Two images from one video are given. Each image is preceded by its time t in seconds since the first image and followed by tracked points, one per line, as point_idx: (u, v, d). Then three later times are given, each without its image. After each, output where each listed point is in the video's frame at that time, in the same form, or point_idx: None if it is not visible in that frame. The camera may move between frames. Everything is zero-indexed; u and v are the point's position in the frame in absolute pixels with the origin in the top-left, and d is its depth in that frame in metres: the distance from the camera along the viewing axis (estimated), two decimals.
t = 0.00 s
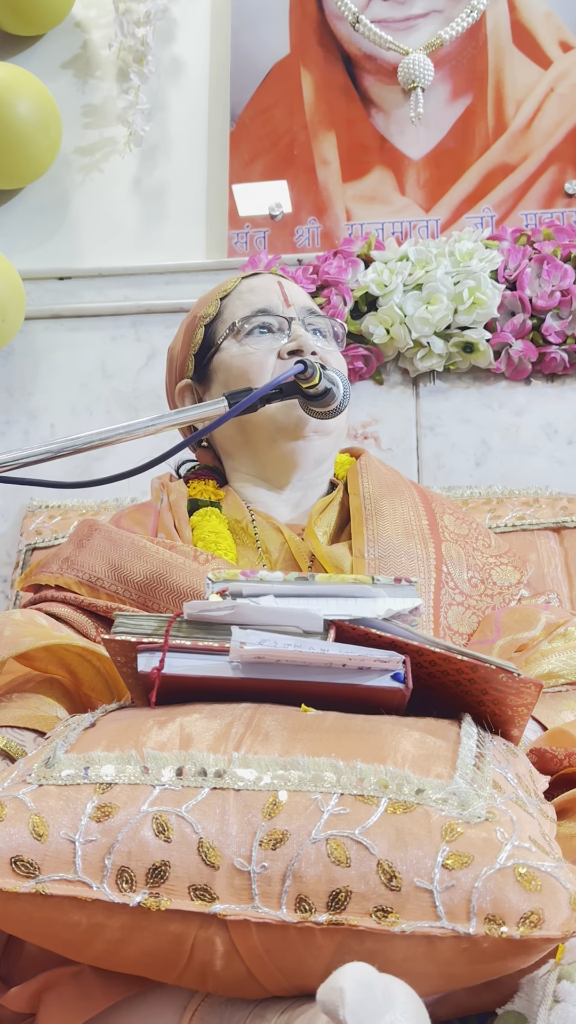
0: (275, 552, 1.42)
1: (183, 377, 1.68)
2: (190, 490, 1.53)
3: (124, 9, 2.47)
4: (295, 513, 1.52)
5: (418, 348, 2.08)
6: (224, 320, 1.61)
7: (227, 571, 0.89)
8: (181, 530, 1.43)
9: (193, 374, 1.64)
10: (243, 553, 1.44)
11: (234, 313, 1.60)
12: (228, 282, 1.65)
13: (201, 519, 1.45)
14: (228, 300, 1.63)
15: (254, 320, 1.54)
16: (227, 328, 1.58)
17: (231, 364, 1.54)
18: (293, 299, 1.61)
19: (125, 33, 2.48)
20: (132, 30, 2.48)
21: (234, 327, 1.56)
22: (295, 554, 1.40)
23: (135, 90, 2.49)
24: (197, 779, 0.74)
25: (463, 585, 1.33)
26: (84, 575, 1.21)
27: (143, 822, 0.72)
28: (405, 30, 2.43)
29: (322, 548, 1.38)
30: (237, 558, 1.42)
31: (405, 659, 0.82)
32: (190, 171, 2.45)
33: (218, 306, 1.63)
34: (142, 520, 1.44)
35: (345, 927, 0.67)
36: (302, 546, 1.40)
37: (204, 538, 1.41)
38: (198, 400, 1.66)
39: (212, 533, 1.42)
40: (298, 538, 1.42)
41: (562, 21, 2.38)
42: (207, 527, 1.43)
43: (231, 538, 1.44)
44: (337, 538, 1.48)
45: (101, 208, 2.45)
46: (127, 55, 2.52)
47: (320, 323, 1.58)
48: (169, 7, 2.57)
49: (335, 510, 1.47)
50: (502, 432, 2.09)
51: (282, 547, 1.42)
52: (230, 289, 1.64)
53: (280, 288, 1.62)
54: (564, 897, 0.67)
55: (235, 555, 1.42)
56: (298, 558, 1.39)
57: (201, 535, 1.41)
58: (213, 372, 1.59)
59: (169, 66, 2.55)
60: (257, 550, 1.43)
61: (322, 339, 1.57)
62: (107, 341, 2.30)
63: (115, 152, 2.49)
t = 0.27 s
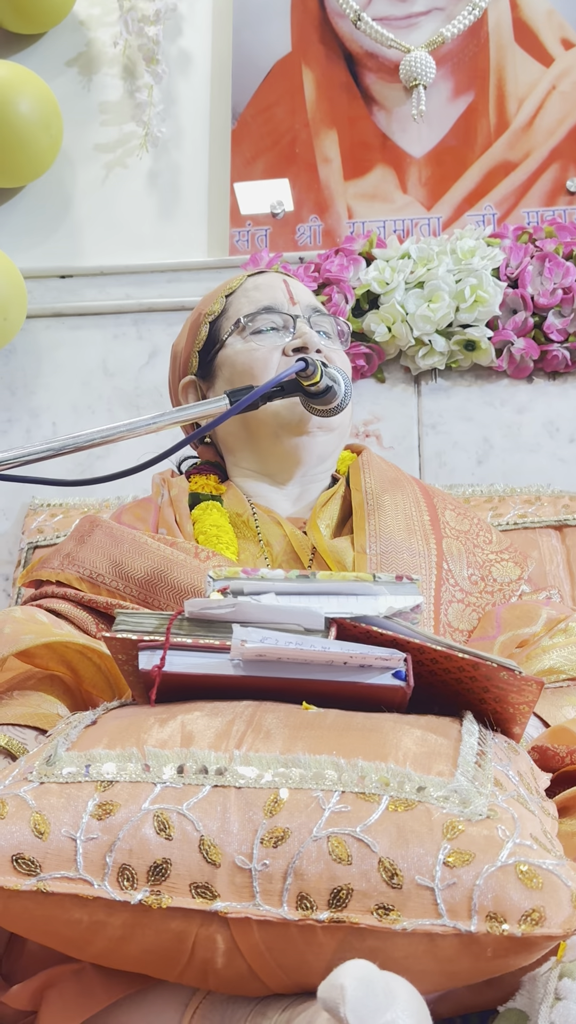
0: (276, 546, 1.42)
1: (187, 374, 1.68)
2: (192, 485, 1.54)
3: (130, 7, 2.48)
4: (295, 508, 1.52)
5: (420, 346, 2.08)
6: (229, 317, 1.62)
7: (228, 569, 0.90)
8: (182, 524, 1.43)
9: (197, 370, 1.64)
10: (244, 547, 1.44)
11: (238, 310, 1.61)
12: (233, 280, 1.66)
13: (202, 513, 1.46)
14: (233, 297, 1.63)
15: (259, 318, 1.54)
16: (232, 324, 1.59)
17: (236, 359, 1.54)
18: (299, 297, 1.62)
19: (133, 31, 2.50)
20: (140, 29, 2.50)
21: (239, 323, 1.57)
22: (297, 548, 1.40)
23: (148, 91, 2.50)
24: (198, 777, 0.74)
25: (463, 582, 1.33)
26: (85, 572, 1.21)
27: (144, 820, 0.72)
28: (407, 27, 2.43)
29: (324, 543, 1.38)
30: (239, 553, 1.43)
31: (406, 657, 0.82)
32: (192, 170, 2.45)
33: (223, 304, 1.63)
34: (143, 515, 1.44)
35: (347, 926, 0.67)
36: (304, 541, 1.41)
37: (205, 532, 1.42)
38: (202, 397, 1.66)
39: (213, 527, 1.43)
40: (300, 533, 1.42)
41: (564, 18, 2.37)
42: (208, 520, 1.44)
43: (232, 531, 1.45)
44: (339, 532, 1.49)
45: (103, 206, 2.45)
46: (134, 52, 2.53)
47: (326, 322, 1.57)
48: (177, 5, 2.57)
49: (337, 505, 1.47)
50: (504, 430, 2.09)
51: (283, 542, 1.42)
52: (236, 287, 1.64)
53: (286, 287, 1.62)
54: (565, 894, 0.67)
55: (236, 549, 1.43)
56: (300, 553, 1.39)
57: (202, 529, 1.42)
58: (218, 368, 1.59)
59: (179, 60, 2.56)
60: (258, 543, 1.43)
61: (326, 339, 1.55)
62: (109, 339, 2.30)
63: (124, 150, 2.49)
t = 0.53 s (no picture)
0: (278, 546, 1.41)
1: (191, 372, 1.69)
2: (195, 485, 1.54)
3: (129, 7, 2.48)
4: (297, 506, 1.53)
5: (422, 346, 2.08)
6: (235, 316, 1.62)
7: (230, 570, 0.90)
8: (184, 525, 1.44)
9: (201, 368, 1.65)
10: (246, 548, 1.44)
11: (245, 310, 1.61)
12: (240, 279, 1.66)
13: (204, 513, 1.46)
14: (240, 297, 1.63)
15: (265, 318, 1.53)
16: (238, 323, 1.59)
17: (240, 358, 1.54)
18: (306, 298, 1.61)
19: (131, 33, 2.50)
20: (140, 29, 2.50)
21: (245, 323, 1.56)
22: (299, 548, 1.40)
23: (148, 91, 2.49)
24: (200, 777, 0.74)
25: (466, 581, 1.33)
26: (87, 572, 1.21)
27: (147, 820, 0.72)
28: (408, 27, 2.43)
29: (327, 542, 1.38)
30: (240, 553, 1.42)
31: (408, 657, 0.82)
32: (193, 169, 2.45)
33: (230, 303, 1.63)
34: (144, 515, 1.44)
35: (350, 926, 0.67)
36: (306, 541, 1.40)
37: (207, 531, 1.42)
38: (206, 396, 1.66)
39: (215, 526, 1.43)
40: (302, 533, 1.42)
41: (565, 18, 2.37)
42: (211, 519, 1.44)
43: (234, 532, 1.44)
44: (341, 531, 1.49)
45: (104, 206, 2.45)
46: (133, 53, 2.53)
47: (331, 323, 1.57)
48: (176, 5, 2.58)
49: (339, 503, 1.49)
50: (506, 429, 2.08)
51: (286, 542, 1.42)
52: (243, 286, 1.64)
53: (292, 287, 1.61)
54: (568, 894, 0.67)
55: (238, 550, 1.43)
56: (302, 553, 1.39)
57: (205, 528, 1.42)
58: (222, 367, 1.59)
59: (178, 61, 2.56)
60: (260, 543, 1.43)
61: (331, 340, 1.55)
62: (110, 339, 2.30)
63: (120, 151, 2.50)
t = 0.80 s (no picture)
0: (280, 542, 1.43)
1: (200, 368, 1.69)
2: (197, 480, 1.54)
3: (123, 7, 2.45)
4: (302, 503, 1.53)
5: (422, 345, 2.08)
6: (245, 312, 1.61)
7: (227, 577, 0.90)
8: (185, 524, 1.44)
9: (210, 364, 1.65)
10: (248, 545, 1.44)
11: (255, 306, 1.61)
12: (251, 276, 1.66)
13: (206, 510, 1.46)
14: (250, 293, 1.63)
15: (274, 313, 1.53)
16: (248, 319, 1.59)
17: (250, 353, 1.54)
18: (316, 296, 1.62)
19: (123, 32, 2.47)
20: (131, 27, 2.47)
21: (255, 318, 1.56)
22: (300, 545, 1.41)
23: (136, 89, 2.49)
24: (201, 778, 0.74)
25: (478, 575, 1.34)
26: (72, 582, 1.22)
27: (148, 822, 0.72)
28: (408, 26, 2.43)
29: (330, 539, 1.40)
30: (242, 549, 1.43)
31: (409, 660, 0.82)
32: (192, 168, 2.45)
33: (240, 299, 1.63)
34: (134, 521, 1.45)
35: (350, 929, 0.67)
36: (307, 537, 1.42)
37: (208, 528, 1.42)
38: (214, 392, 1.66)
39: (216, 523, 1.43)
40: (303, 529, 1.44)
41: (565, 16, 2.37)
42: (212, 516, 1.44)
43: (236, 528, 1.45)
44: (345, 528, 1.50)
45: (104, 205, 2.44)
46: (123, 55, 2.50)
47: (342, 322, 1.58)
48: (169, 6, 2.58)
49: (343, 500, 1.49)
50: (506, 428, 2.08)
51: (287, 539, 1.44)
52: (253, 282, 1.64)
53: (303, 285, 1.62)
54: (571, 900, 0.67)
55: (240, 545, 1.43)
56: (303, 549, 1.41)
57: (206, 526, 1.43)
58: (230, 362, 1.59)
59: (168, 62, 2.56)
60: (261, 540, 1.44)
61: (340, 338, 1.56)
62: (111, 339, 2.30)
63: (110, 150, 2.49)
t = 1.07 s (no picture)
0: (283, 547, 1.44)
1: (215, 361, 1.69)
2: (202, 487, 1.56)
3: None
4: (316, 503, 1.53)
5: (423, 346, 2.08)
6: (265, 307, 1.62)
7: (230, 580, 0.92)
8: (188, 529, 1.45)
9: (226, 357, 1.65)
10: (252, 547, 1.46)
11: (275, 301, 1.62)
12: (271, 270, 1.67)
13: (210, 514, 1.47)
14: (270, 288, 1.64)
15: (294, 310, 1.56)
16: (267, 314, 1.60)
17: (270, 348, 1.55)
18: (335, 295, 1.64)
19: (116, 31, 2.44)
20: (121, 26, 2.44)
21: (275, 314, 1.58)
22: (303, 548, 1.42)
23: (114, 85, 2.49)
24: (207, 782, 0.75)
25: (483, 574, 1.33)
26: (68, 603, 1.24)
27: (155, 825, 0.73)
28: (409, 28, 2.43)
29: (329, 542, 1.41)
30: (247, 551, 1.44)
31: (414, 664, 0.83)
32: (193, 170, 2.45)
33: (260, 293, 1.64)
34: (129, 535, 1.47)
35: (356, 931, 0.69)
36: (309, 541, 1.43)
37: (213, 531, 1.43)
38: (230, 385, 1.66)
39: (220, 526, 1.45)
40: (305, 533, 1.45)
41: (566, 17, 2.37)
42: (216, 520, 1.46)
43: (240, 532, 1.47)
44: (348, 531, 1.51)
45: (105, 206, 2.45)
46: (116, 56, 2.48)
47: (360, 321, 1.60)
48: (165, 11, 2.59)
49: (346, 504, 1.50)
50: (508, 430, 2.08)
51: (290, 541, 1.45)
52: (273, 278, 1.65)
53: (322, 282, 1.64)
54: None
55: (244, 547, 1.45)
56: (306, 551, 1.42)
57: (210, 529, 1.44)
58: (249, 356, 1.60)
59: (164, 76, 2.55)
60: (265, 544, 1.45)
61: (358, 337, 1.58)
62: (113, 341, 2.31)
63: (98, 153, 2.50)
